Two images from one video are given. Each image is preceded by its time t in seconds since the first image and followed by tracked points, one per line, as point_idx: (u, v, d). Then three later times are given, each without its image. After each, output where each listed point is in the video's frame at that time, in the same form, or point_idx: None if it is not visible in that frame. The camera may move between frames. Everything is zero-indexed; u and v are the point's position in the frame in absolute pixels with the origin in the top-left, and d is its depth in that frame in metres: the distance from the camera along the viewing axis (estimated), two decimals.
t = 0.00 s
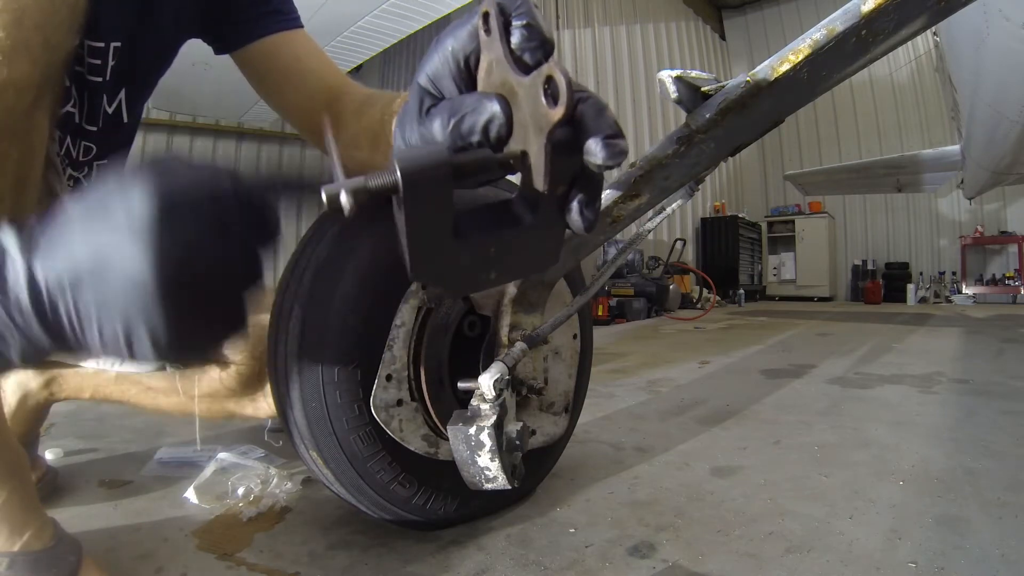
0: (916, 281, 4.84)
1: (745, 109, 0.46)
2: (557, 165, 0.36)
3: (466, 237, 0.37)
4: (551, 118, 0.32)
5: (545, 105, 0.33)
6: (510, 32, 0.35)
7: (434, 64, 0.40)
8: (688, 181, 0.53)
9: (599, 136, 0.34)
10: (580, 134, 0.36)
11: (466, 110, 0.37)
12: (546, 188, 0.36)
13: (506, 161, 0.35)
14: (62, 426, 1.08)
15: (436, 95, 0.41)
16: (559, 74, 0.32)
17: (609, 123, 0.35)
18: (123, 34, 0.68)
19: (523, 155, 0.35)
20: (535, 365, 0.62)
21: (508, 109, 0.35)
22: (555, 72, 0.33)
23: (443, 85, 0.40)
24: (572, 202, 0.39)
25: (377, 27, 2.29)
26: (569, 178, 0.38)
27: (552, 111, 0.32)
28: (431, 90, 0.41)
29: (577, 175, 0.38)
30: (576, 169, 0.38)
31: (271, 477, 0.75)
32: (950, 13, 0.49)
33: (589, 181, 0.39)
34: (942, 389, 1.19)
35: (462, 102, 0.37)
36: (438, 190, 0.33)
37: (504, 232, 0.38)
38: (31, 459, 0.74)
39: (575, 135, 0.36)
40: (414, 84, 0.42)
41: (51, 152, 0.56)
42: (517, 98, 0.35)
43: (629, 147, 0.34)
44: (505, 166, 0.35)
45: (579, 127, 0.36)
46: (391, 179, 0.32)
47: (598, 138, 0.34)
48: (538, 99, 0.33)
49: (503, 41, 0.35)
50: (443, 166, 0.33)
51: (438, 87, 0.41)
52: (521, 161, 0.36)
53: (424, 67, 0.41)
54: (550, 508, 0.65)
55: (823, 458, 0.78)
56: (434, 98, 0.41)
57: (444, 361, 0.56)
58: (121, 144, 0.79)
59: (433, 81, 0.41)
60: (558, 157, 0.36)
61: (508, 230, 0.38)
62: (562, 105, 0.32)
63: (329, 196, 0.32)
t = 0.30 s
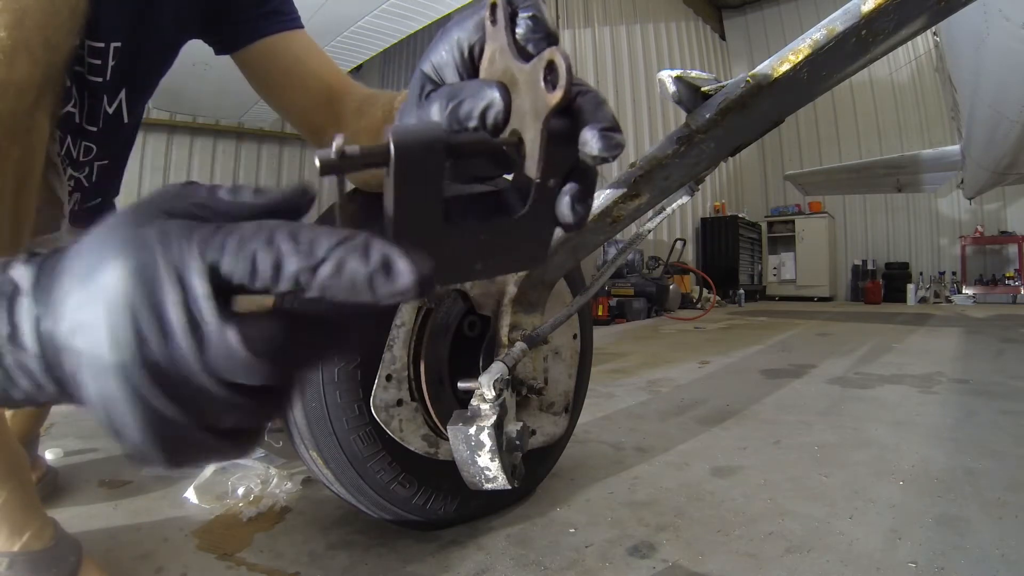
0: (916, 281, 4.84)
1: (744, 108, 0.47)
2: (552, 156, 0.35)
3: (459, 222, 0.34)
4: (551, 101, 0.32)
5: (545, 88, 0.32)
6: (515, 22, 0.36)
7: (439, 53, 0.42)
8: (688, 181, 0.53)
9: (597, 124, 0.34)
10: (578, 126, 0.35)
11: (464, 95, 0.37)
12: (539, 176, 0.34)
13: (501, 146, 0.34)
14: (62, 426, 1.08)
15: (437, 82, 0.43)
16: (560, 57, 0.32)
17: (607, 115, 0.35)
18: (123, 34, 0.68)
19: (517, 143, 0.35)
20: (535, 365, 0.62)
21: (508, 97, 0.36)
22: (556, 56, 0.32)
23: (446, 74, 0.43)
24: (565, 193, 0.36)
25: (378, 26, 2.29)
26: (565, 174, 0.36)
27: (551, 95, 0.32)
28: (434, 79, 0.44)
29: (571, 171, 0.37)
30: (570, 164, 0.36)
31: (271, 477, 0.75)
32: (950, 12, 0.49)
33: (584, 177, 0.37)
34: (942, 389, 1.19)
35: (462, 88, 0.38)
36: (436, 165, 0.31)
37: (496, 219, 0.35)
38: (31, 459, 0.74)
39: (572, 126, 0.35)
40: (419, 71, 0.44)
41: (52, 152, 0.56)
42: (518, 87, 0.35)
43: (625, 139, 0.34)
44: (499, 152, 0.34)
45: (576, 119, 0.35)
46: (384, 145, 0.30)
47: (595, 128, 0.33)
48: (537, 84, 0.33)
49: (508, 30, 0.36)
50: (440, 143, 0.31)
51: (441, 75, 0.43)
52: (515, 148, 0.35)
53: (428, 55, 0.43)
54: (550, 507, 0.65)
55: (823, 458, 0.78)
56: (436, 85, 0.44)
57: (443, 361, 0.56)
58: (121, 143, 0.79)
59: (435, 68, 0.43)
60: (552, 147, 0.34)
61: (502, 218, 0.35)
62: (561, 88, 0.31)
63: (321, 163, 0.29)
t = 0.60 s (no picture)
0: (916, 281, 4.84)
1: (745, 109, 0.46)
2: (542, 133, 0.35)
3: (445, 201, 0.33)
4: (545, 77, 0.31)
5: (539, 65, 0.32)
6: (513, 9, 0.36)
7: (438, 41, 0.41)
8: (688, 181, 0.53)
9: (590, 104, 0.35)
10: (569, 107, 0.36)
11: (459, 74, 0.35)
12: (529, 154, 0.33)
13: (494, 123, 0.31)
14: (62, 426, 1.08)
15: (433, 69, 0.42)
16: (555, 34, 0.31)
17: (600, 96, 0.36)
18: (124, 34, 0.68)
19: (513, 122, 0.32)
20: (535, 365, 0.62)
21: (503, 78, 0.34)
22: (550, 35, 0.31)
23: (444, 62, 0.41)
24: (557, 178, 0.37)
25: (378, 26, 2.29)
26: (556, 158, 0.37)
27: (545, 71, 0.31)
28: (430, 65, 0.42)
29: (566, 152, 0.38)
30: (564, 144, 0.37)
31: (271, 477, 0.75)
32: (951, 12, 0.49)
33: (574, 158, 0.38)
34: (942, 389, 1.19)
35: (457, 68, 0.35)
36: (429, 146, 0.29)
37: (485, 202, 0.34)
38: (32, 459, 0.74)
39: (564, 108, 0.36)
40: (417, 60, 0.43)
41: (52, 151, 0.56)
42: (512, 68, 0.34)
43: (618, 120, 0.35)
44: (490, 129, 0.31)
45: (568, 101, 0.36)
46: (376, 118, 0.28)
47: (588, 109, 0.34)
48: (532, 62, 0.32)
49: (506, 16, 0.36)
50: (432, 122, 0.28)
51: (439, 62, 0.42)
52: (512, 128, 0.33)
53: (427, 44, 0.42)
54: (550, 507, 0.65)
55: (823, 458, 0.78)
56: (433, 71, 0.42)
57: (444, 362, 0.56)
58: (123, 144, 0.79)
59: (433, 56, 0.42)
60: (547, 127, 0.35)
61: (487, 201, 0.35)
62: (555, 63, 0.30)
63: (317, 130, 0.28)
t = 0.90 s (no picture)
0: (917, 281, 4.84)
1: (745, 108, 0.47)
2: (530, 141, 0.37)
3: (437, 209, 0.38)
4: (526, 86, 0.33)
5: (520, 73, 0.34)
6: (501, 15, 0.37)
7: (428, 45, 0.42)
8: (688, 181, 0.53)
9: (575, 111, 0.36)
10: (556, 112, 0.38)
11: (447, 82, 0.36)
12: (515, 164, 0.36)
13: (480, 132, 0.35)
14: (62, 427, 1.08)
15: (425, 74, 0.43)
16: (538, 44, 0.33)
17: (586, 102, 0.37)
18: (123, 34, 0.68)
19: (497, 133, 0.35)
20: (535, 365, 0.62)
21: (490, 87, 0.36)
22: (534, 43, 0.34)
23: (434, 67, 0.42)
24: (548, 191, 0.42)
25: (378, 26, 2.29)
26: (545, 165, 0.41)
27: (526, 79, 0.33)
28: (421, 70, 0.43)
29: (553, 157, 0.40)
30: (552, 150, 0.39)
31: (271, 477, 0.75)
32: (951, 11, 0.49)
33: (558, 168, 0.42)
34: (942, 389, 1.19)
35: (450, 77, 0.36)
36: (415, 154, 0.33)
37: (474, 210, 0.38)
38: (32, 459, 0.74)
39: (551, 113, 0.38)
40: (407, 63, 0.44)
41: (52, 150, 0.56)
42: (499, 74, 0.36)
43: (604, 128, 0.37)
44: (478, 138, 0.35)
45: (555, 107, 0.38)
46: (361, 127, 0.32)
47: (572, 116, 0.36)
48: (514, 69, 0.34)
49: (494, 22, 0.37)
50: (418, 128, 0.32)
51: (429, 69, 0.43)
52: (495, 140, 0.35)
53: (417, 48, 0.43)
54: (550, 507, 0.65)
55: (823, 458, 0.78)
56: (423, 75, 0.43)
57: (444, 362, 0.56)
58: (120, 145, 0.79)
59: (424, 62, 0.42)
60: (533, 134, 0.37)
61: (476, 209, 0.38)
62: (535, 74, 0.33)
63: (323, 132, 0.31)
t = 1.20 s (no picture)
0: (916, 281, 4.84)
1: (744, 107, 0.46)
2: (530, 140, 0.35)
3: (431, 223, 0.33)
4: (536, 81, 0.32)
5: (532, 69, 0.32)
6: (512, 15, 0.37)
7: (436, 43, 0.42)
8: (688, 181, 0.53)
9: (581, 112, 0.35)
10: (561, 114, 0.36)
11: (454, 77, 0.36)
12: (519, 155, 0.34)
13: (481, 128, 0.32)
14: (62, 426, 1.08)
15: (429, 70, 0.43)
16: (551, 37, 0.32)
17: (592, 104, 0.36)
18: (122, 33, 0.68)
19: (501, 128, 0.34)
20: (535, 365, 0.62)
21: (496, 82, 0.35)
22: (547, 38, 0.32)
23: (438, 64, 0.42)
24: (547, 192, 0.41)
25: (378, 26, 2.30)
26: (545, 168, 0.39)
27: (537, 74, 0.32)
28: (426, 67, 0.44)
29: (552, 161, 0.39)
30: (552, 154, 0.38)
31: (271, 477, 0.75)
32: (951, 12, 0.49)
33: (558, 168, 0.39)
34: (942, 389, 1.19)
35: (454, 69, 0.37)
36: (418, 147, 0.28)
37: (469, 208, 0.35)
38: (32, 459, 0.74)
39: (556, 114, 0.36)
40: (414, 58, 0.44)
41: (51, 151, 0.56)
42: (506, 69, 0.35)
43: (609, 128, 0.35)
44: (478, 134, 0.33)
45: (562, 108, 0.36)
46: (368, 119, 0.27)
47: (578, 117, 0.35)
48: (526, 64, 0.33)
49: (504, 21, 0.37)
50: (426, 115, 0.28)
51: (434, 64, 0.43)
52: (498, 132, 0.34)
53: (423, 45, 0.43)
54: (550, 507, 0.65)
55: (823, 458, 0.78)
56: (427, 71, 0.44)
57: (444, 361, 0.56)
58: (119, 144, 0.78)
59: (430, 57, 0.43)
60: (536, 133, 0.36)
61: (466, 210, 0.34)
62: (547, 67, 0.31)
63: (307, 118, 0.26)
